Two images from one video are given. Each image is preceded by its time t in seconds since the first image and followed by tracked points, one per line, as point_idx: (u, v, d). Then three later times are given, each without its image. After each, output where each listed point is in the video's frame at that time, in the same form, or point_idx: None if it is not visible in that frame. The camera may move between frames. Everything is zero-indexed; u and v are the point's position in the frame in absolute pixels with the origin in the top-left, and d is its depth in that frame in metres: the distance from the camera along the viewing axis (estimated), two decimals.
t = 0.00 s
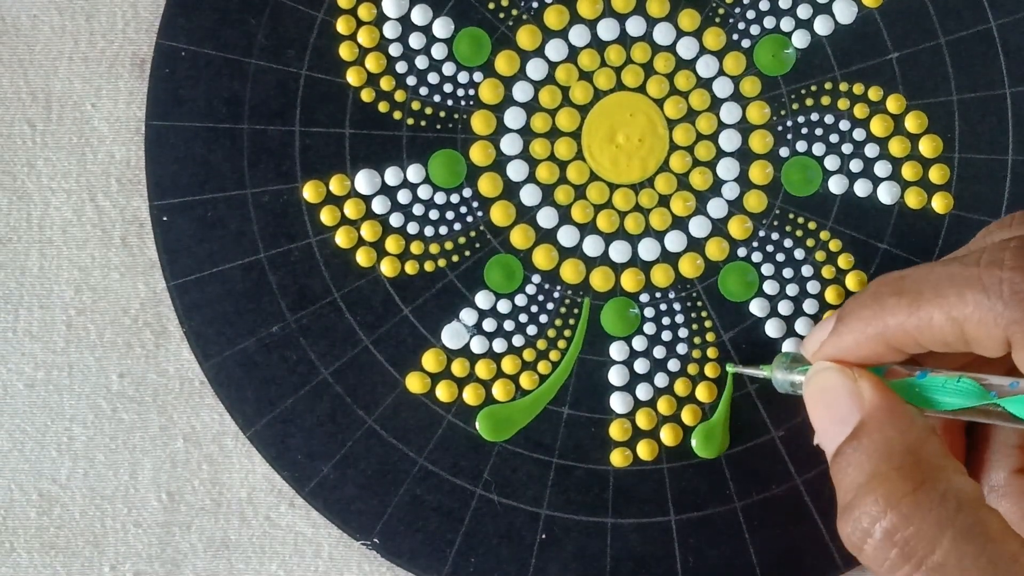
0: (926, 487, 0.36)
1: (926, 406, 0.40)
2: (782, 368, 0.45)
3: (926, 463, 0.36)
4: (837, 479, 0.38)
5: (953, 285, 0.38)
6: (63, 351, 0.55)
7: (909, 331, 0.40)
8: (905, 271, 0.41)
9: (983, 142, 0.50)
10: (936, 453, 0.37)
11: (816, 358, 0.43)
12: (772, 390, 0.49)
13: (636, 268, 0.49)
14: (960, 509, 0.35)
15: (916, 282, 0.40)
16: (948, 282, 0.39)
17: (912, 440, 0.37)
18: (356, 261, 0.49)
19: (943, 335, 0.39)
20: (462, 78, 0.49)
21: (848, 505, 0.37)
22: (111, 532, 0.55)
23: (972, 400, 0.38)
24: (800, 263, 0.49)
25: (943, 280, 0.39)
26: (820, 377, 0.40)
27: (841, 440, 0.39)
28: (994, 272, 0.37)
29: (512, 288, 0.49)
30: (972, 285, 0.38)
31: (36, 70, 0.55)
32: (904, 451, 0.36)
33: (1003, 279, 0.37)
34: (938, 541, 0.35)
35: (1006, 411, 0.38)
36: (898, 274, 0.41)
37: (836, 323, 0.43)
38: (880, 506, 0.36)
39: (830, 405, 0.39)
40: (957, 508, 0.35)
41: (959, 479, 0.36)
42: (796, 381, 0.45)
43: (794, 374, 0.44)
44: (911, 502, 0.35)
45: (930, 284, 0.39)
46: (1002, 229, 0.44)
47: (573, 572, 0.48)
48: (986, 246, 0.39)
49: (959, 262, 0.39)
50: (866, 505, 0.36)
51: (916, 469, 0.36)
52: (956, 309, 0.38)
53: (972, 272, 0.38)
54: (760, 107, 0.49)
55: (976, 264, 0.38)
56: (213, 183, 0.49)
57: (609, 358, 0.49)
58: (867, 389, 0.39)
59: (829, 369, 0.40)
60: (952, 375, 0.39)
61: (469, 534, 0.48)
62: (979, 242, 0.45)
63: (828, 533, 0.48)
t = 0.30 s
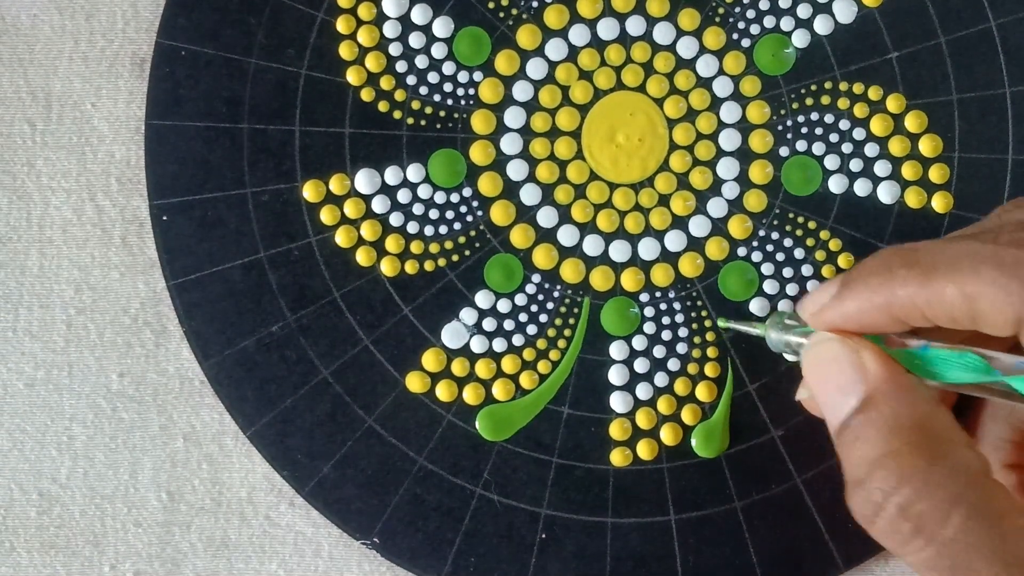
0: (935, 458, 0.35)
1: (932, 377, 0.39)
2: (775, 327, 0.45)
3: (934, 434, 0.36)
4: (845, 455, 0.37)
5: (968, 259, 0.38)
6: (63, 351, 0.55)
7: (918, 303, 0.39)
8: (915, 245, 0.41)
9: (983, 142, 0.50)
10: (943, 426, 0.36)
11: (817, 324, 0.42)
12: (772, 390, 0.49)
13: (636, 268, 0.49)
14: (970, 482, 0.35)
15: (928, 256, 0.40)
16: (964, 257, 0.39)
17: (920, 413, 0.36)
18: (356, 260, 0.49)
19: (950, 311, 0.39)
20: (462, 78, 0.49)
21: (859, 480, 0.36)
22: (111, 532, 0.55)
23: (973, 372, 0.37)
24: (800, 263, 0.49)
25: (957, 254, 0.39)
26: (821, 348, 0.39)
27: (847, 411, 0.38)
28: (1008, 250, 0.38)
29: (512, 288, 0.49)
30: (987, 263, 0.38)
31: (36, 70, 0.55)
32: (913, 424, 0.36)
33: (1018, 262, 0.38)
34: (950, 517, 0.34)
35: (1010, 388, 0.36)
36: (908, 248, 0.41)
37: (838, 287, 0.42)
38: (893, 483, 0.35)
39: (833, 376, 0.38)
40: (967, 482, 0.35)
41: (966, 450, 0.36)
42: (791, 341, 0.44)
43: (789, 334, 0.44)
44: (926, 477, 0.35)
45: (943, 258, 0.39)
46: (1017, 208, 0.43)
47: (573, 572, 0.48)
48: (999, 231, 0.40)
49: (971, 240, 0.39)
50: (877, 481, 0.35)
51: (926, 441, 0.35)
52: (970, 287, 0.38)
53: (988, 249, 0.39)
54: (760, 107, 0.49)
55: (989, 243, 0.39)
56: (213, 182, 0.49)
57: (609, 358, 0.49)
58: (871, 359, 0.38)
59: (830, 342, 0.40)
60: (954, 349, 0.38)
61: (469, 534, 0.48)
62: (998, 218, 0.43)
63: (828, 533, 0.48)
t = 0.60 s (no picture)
0: (923, 513, 0.36)
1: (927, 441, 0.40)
2: (778, 410, 0.46)
3: (926, 496, 0.36)
4: (840, 517, 0.38)
5: (945, 311, 0.39)
6: (63, 351, 0.55)
7: (902, 360, 0.40)
8: (897, 303, 0.42)
9: (983, 142, 0.50)
10: (936, 486, 0.37)
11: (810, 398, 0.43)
12: (772, 390, 0.49)
13: (636, 268, 0.49)
14: (963, 539, 0.35)
15: (908, 313, 0.41)
16: (940, 310, 0.39)
17: (912, 476, 0.37)
18: (356, 260, 0.49)
19: (937, 364, 0.40)
20: (462, 77, 0.49)
21: (851, 541, 0.37)
22: (111, 532, 0.55)
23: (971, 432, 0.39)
24: (800, 262, 0.49)
25: (935, 310, 0.39)
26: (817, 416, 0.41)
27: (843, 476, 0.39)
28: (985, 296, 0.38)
29: (512, 288, 0.49)
30: (965, 310, 0.38)
31: (36, 69, 0.55)
32: (905, 484, 0.37)
33: (996, 302, 0.37)
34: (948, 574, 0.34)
35: (1007, 439, 0.39)
36: (892, 306, 0.42)
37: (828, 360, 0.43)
38: (883, 540, 0.35)
39: (830, 444, 0.40)
40: (960, 538, 0.35)
41: (958, 509, 0.36)
42: (793, 421, 0.45)
43: (791, 415, 0.45)
44: (914, 533, 0.35)
45: (923, 315, 0.40)
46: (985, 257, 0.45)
47: (573, 572, 0.48)
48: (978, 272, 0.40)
49: (952, 289, 0.39)
50: (869, 540, 0.36)
51: (917, 500, 0.36)
52: (949, 336, 0.39)
53: (966, 298, 0.38)
54: (760, 107, 0.49)
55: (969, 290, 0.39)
56: (213, 182, 0.49)
57: (609, 358, 0.49)
58: (866, 424, 0.39)
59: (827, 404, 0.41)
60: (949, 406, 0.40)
61: (469, 534, 0.48)
62: (968, 268, 0.45)
63: (828, 532, 0.48)
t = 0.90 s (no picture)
0: (926, 476, 0.36)
1: (932, 403, 0.40)
2: (783, 369, 0.45)
3: (931, 459, 0.36)
4: (841, 475, 0.38)
5: (958, 275, 0.40)
6: (63, 351, 0.55)
7: (912, 324, 0.41)
8: (910, 266, 0.43)
9: (983, 142, 0.50)
10: (939, 449, 0.37)
11: (817, 357, 0.44)
12: (772, 390, 0.49)
13: (636, 268, 0.49)
14: (964, 502, 0.35)
15: (922, 275, 0.41)
16: (954, 274, 0.40)
17: (916, 438, 0.37)
18: (356, 260, 0.49)
19: (945, 327, 0.41)
20: (462, 78, 0.49)
21: (852, 500, 0.37)
22: (111, 532, 0.55)
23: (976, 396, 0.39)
24: (800, 263, 0.49)
25: (948, 275, 0.40)
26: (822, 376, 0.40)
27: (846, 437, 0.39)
28: (1000, 262, 0.39)
29: (512, 288, 0.49)
30: (979, 275, 0.39)
31: (36, 70, 0.55)
32: (909, 446, 0.37)
33: (1010, 267, 0.39)
34: (944, 535, 0.35)
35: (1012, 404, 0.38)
36: (903, 268, 0.42)
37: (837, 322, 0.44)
38: (885, 502, 0.36)
39: (833, 406, 0.39)
40: (962, 501, 0.35)
41: (959, 471, 0.37)
42: (798, 382, 0.44)
43: (797, 376, 0.44)
44: (916, 496, 0.35)
45: (936, 279, 0.41)
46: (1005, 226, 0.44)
47: (573, 572, 0.48)
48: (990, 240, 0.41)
49: (967, 255, 0.41)
50: (870, 500, 0.36)
51: (921, 463, 0.36)
52: (961, 300, 0.40)
53: (980, 263, 0.40)
54: (761, 107, 0.49)
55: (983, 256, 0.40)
56: (213, 182, 0.49)
57: (609, 358, 0.49)
58: (872, 387, 0.39)
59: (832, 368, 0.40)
60: (955, 370, 0.40)
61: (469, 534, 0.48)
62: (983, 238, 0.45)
63: (827, 532, 0.48)
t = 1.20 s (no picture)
0: (926, 452, 0.36)
1: (926, 375, 0.40)
2: (775, 333, 0.46)
3: (930, 434, 0.36)
4: (840, 450, 0.38)
5: (964, 252, 0.39)
6: (63, 351, 0.55)
7: (913, 298, 0.40)
8: (914, 240, 0.42)
9: (983, 142, 0.50)
10: (937, 424, 0.37)
11: (812, 323, 0.44)
12: (772, 390, 0.49)
13: (636, 268, 0.49)
14: (963, 478, 0.35)
15: (926, 250, 0.40)
16: (960, 250, 0.39)
17: (914, 413, 0.37)
18: (356, 260, 0.49)
19: (947, 304, 0.40)
20: (462, 78, 0.49)
21: (852, 476, 0.37)
22: (111, 532, 0.55)
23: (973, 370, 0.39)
24: (799, 263, 0.49)
25: (954, 251, 0.39)
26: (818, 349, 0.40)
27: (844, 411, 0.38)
28: (1008, 242, 0.38)
29: (512, 288, 0.49)
30: (986, 254, 0.38)
31: (36, 70, 0.55)
32: (908, 422, 0.36)
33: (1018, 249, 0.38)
34: (943, 511, 0.35)
35: (1006, 381, 0.39)
36: (908, 241, 0.42)
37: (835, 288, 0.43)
38: (886, 478, 0.36)
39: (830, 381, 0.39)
40: (961, 478, 0.35)
41: (958, 447, 0.37)
42: (790, 346, 0.45)
43: (789, 340, 0.45)
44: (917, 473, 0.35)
45: (941, 254, 0.40)
46: (1012, 207, 0.42)
47: (573, 572, 0.48)
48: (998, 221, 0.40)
49: (974, 233, 0.40)
50: (872, 476, 0.36)
51: (920, 439, 0.36)
52: (965, 278, 0.39)
53: (987, 242, 0.39)
54: (760, 107, 0.49)
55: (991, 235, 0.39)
56: (214, 182, 0.49)
57: (609, 358, 0.49)
58: (868, 360, 0.39)
59: (828, 341, 0.40)
60: (952, 345, 0.40)
61: (469, 534, 0.48)
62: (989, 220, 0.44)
63: (827, 532, 0.48)
